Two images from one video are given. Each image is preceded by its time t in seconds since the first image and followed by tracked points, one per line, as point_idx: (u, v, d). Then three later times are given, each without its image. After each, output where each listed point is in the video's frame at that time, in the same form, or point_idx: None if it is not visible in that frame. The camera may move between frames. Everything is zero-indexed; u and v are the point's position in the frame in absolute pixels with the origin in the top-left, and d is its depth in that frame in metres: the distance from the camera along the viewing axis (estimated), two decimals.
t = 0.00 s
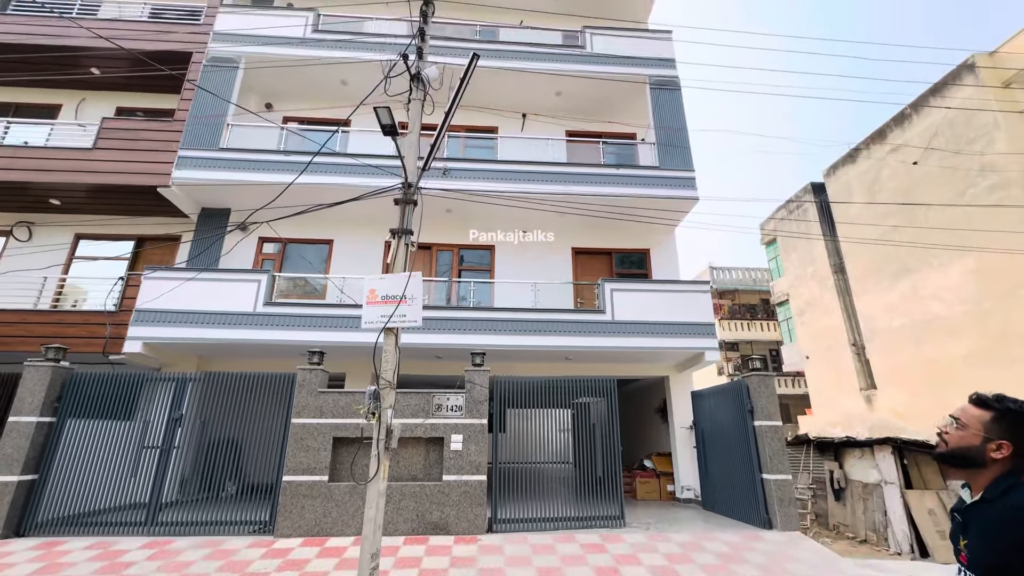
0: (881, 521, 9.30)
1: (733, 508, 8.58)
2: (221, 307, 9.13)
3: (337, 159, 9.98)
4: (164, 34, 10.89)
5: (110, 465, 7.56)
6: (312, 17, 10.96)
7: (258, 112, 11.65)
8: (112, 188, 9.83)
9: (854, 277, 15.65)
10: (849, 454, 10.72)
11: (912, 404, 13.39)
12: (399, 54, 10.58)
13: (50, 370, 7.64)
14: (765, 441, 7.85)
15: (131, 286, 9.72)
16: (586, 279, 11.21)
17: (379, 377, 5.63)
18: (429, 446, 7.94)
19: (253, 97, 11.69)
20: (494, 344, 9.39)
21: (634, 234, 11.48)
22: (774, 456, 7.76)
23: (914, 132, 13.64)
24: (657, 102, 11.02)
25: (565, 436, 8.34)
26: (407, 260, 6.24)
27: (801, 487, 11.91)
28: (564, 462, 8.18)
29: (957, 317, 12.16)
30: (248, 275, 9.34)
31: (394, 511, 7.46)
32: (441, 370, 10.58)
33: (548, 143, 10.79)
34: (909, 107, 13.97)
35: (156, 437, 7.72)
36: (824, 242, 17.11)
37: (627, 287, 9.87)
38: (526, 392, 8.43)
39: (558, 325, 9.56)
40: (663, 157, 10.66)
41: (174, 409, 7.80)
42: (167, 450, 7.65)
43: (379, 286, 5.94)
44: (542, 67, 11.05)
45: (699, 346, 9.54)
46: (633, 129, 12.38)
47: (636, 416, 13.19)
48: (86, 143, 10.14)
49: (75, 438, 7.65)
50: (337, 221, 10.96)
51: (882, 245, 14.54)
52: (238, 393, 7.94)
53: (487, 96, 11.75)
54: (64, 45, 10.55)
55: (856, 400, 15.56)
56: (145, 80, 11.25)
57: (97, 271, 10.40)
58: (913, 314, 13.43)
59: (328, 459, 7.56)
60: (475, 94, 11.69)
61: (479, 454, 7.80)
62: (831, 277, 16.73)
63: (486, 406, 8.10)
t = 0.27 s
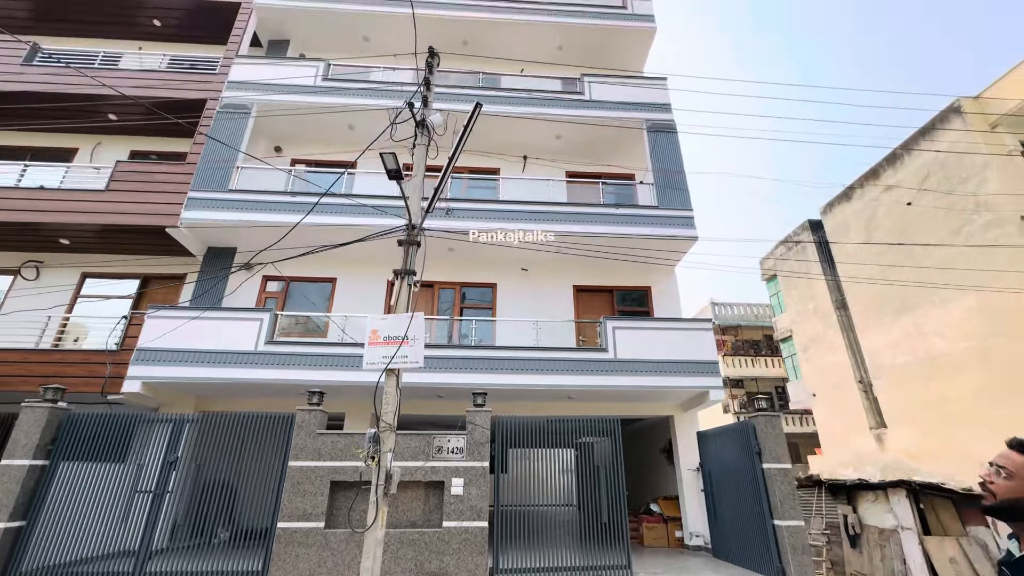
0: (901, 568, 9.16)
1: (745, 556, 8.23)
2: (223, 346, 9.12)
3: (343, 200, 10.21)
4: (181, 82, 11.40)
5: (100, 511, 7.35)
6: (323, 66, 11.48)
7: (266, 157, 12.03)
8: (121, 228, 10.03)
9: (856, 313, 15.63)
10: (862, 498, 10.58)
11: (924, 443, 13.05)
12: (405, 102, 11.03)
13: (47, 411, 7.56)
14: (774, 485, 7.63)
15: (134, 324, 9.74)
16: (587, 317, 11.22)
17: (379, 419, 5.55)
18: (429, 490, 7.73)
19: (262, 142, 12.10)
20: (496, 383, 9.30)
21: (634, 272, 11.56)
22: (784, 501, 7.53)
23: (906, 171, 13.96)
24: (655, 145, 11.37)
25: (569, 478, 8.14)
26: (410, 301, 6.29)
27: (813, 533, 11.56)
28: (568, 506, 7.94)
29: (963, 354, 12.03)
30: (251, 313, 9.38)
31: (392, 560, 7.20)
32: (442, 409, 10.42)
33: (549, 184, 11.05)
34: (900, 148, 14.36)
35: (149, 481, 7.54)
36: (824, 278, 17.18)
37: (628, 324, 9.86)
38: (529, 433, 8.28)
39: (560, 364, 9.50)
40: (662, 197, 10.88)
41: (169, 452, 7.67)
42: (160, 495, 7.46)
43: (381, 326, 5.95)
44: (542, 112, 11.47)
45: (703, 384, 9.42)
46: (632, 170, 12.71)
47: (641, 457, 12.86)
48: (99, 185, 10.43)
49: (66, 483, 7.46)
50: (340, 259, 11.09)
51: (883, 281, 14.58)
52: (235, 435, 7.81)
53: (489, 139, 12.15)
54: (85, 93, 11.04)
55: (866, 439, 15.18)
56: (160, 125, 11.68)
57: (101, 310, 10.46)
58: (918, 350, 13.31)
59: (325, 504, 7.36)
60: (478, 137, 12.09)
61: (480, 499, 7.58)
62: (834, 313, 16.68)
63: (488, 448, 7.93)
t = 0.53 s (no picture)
0: None
1: None
2: (223, 380, 9.06)
3: (347, 234, 10.36)
4: (193, 122, 11.78)
5: (91, 553, 7.14)
6: (330, 106, 11.88)
7: (272, 193, 12.29)
8: (127, 263, 10.15)
9: (861, 344, 15.50)
10: (879, 538, 10.78)
11: (939, 479, 12.67)
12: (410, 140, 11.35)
13: (42, 448, 7.45)
14: (786, 525, 7.39)
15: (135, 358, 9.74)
16: (590, 350, 11.16)
17: (379, 458, 5.45)
18: (428, 530, 7.51)
19: (269, 179, 12.38)
20: (498, 418, 9.16)
21: (637, 305, 11.56)
22: (797, 542, 7.28)
23: (904, 204, 14.14)
24: (654, 180, 11.60)
25: (573, 518, 7.91)
26: (412, 336, 6.29)
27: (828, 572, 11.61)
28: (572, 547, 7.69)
29: (972, 387, 11.85)
30: (253, 347, 9.36)
31: None
32: (443, 445, 10.21)
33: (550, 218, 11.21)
34: (895, 181, 14.59)
35: (142, 521, 7.36)
36: (827, 309, 17.14)
37: (631, 357, 9.79)
38: (531, 470, 8.09)
39: (563, 398, 9.38)
40: (662, 230, 11.01)
41: (164, 491, 7.51)
42: (152, 536, 7.27)
43: (382, 362, 5.92)
44: (543, 149, 11.77)
45: (708, 419, 9.26)
46: (632, 204, 12.92)
47: (647, 494, 12.50)
48: (109, 220, 10.62)
49: (57, 523, 7.28)
50: (343, 292, 11.15)
51: (886, 312, 14.53)
52: (231, 472, 7.66)
53: (491, 175, 12.42)
54: (100, 132, 11.40)
55: (878, 474, 14.77)
56: (171, 163, 12.00)
57: (103, 344, 10.46)
58: (926, 383, 13.12)
59: (322, 545, 7.13)
60: (481, 173, 12.36)
61: (482, 540, 7.34)
62: (838, 344, 16.53)
63: (489, 485, 7.72)
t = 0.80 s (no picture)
0: None
1: None
2: (224, 403, 9.00)
3: (350, 257, 10.42)
4: (200, 146, 12.00)
5: None
6: (335, 131, 12.11)
7: (276, 217, 12.39)
8: (131, 285, 10.21)
9: (866, 364, 15.36)
10: (891, 565, 10.57)
11: (951, 503, 12.39)
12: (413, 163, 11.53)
13: (39, 473, 7.36)
14: (796, 554, 7.20)
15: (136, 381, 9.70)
16: (593, 372, 11.08)
17: (379, 484, 5.36)
18: (429, 559, 7.33)
19: (273, 203, 12.51)
20: (500, 441, 9.04)
21: (639, 325, 11.52)
22: (808, 572, 7.08)
23: (904, 224, 14.20)
24: (654, 201, 11.71)
25: (577, 545, 7.74)
26: (414, 360, 6.26)
27: None
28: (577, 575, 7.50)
29: (981, 408, 11.67)
30: (254, 369, 9.32)
31: None
32: (445, 469, 10.07)
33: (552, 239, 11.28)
34: (894, 201, 14.69)
35: (138, 549, 7.24)
36: (830, 329, 17.05)
37: (634, 379, 9.71)
38: (534, 494, 7.95)
39: (565, 421, 9.28)
40: (663, 252, 11.05)
41: (160, 517, 7.39)
42: (148, 564, 7.13)
43: (384, 385, 5.88)
44: (544, 171, 11.92)
45: (714, 442, 9.12)
46: (632, 225, 13.01)
47: (652, 519, 12.23)
48: (114, 243, 10.72)
49: (52, 551, 7.15)
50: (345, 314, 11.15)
51: (890, 332, 14.44)
52: (229, 498, 7.54)
53: (493, 197, 12.56)
54: (109, 157, 11.60)
55: (889, 498, 14.45)
56: (178, 186, 12.17)
57: (105, 366, 10.44)
58: (933, 404, 12.95)
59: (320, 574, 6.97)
60: (483, 195, 12.50)
61: (484, 569, 7.17)
62: (843, 363, 16.36)
63: (492, 511, 7.57)
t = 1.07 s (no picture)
0: None
1: None
2: (226, 420, 8.96)
3: (353, 272, 10.47)
4: (206, 164, 12.16)
5: None
6: (339, 148, 12.27)
7: (280, 233, 12.42)
8: (135, 302, 10.26)
9: (872, 378, 15.22)
10: None
11: (963, 520, 12.16)
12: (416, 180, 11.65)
13: (38, 491, 7.31)
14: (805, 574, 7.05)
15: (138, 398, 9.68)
16: (596, 387, 11.01)
17: (381, 502, 5.30)
18: None
19: (277, 220, 12.52)
20: (503, 457, 8.95)
21: (642, 340, 11.48)
22: None
23: (906, 237, 14.21)
24: (655, 216, 11.77)
25: (582, 564, 7.61)
26: (416, 375, 6.24)
27: None
28: None
29: (990, 422, 11.53)
30: (256, 385, 9.29)
31: None
32: (448, 486, 9.95)
33: (553, 254, 11.32)
34: (895, 214, 14.72)
35: (137, 569, 7.14)
36: (835, 343, 16.95)
37: (638, 394, 9.64)
38: (537, 512, 7.84)
39: (568, 437, 9.19)
40: (665, 266, 11.07)
41: (159, 537, 7.30)
42: None
43: (387, 402, 5.86)
44: (546, 187, 12.03)
45: (719, 458, 9.01)
46: (634, 240, 13.06)
47: (658, 538, 12.02)
48: (119, 260, 10.80)
49: (50, 572, 7.07)
50: (348, 329, 11.16)
51: (895, 345, 14.35)
52: (229, 516, 7.46)
53: (495, 212, 12.65)
54: (116, 175, 11.77)
55: (899, 515, 14.19)
56: (184, 203, 12.31)
57: (107, 382, 10.43)
58: (941, 418, 12.79)
59: None
60: (485, 210, 12.59)
61: None
62: (849, 377, 16.20)
63: (495, 529, 7.46)
